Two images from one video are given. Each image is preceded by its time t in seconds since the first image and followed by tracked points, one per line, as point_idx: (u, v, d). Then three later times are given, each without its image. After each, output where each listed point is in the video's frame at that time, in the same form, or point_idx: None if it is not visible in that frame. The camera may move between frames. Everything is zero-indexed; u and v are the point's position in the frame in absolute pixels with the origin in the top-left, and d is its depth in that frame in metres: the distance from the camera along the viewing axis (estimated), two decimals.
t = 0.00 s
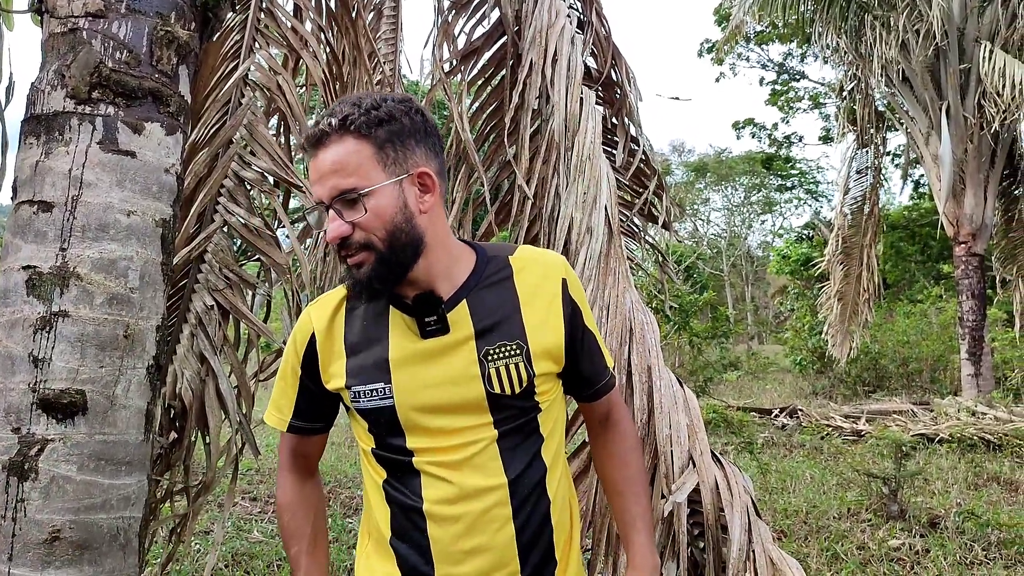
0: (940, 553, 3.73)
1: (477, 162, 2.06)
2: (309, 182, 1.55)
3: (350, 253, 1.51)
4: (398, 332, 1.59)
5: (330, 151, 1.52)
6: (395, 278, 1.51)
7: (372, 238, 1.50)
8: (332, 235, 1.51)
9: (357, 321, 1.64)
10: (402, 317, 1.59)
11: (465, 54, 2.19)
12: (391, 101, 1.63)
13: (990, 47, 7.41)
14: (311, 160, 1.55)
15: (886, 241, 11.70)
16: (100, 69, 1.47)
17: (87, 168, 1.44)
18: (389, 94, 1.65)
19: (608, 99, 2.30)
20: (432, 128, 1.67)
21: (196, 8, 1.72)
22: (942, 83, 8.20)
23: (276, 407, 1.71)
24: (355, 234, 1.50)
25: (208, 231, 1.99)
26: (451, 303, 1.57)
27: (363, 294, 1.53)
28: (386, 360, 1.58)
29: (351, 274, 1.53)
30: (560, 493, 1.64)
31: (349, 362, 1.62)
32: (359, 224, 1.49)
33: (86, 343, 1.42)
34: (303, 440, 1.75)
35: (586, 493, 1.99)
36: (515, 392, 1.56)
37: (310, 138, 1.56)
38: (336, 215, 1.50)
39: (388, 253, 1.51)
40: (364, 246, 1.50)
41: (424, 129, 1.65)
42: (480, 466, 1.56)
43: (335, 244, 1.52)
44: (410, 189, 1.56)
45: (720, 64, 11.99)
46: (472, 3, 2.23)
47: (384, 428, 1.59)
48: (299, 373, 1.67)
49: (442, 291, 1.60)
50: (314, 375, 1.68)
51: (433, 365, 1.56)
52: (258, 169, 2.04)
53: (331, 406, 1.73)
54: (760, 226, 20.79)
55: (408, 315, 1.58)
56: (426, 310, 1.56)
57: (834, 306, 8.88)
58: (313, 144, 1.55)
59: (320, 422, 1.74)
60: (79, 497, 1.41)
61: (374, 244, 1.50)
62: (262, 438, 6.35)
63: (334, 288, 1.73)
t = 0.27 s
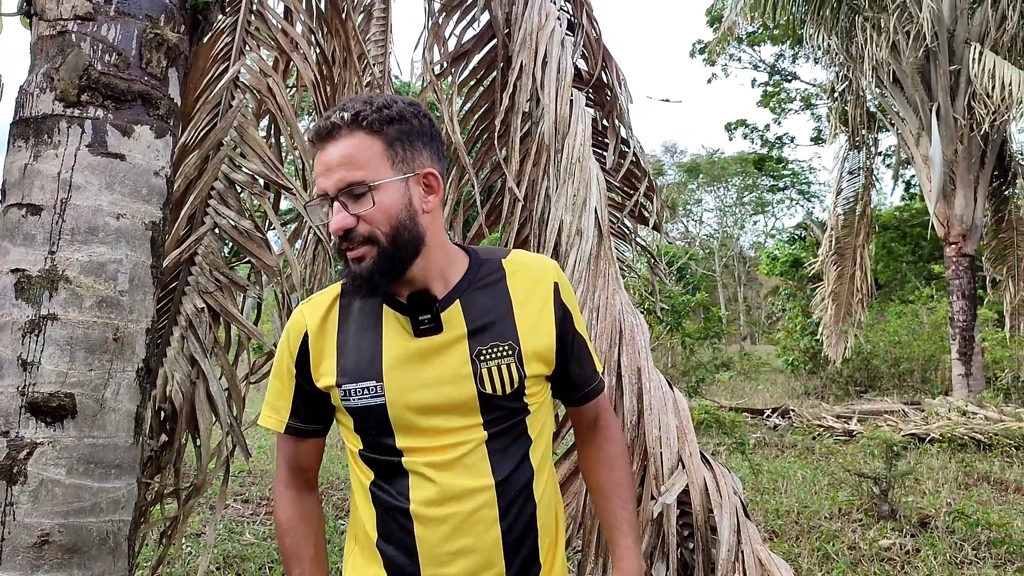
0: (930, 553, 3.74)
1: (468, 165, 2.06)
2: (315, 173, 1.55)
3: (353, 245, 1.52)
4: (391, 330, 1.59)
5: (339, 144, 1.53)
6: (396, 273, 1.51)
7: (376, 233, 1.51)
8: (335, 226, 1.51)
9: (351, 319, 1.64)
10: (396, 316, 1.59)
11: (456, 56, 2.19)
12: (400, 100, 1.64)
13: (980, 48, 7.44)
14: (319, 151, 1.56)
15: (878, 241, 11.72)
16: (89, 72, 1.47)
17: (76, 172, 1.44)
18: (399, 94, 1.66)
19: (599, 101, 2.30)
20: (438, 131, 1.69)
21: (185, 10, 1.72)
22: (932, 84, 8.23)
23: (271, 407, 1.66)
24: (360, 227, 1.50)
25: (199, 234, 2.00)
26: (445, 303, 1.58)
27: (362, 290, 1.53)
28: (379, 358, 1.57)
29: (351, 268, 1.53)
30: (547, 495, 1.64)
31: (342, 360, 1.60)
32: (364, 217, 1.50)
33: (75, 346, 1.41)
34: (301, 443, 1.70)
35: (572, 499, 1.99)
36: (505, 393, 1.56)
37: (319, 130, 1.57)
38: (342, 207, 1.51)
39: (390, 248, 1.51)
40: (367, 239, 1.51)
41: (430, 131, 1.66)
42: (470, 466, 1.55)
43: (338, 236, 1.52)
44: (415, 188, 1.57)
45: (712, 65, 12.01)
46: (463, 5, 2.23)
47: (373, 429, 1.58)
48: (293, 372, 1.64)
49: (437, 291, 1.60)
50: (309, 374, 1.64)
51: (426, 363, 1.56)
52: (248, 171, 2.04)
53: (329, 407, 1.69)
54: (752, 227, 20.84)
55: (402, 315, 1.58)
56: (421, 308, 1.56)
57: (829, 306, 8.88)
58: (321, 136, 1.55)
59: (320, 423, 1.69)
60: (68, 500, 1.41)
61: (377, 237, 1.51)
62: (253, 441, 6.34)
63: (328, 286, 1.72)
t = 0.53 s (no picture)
0: (921, 554, 3.75)
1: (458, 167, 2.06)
2: (359, 142, 1.60)
3: (393, 214, 1.56)
4: (381, 326, 1.59)
5: (397, 118, 1.61)
6: (430, 251, 1.57)
7: (417, 210, 1.58)
8: (382, 192, 1.56)
9: (339, 314, 1.64)
10: (388, 311, 1.60)
11: (446, 58, 2.20)
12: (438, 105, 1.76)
13: (971, 49, 7.46)
14: (366, 123, 1.62)
15: (871, 242, 11.74)
16: (78, 74, 1.46)
17: (65, 174, 1.43)
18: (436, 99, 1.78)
19: (590, 103, 2.30)
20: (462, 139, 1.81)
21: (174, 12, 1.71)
22: (924, 86, 8.25)
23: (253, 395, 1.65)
24: (407, 198, 1.57)
25: (189, 236, 1.99)
26: (438, 299, 1.59)
27: (392, 259, 1.55)
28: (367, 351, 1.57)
29: (383, 235, 1.56)
30: (532, 498, 1.62)
31: (330, 352, 1.60)
32: (413, 190, 1.57)
33: (64, 349, 1.41)
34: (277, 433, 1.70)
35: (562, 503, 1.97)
36: (492, 392, 1.56)
37: (369, 105, 1.63)
38: (391, 176, 1.57)
39: (427, 227, 1.58)
40: (409, 212, 1.57)
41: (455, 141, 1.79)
42: (454, 465, 1.54)
43: (380, 203, 1.57)
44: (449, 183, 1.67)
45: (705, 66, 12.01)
46: (454, 8, 2.23)
47: (358, 427, 1.57)
48: (278, 362, 1.63)
49: (433, 286, 1.62)
50: (294, 365, 1.63)
51: (414, 358, 1.56)
52: (239, 173, 2.03)
53: (309, 399, 1.68)
54: (745, 228, 20.89)
55: (393, 310, 1.59)
56: (412, 303, 1.57)
57: (824, 307, 8.88)
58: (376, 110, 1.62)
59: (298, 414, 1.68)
60: (56, 503, 1.40)
61: (417, 213, 1.57)
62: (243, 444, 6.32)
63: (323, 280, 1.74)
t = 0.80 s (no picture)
0: (913, 554, 3.75)
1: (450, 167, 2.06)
2: (400, 131, 1.64)
3: (430, 203, 1.60)
4: (381, 319, 1.60)
5: (440, 117, 1.67)
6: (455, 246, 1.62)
7: (451, 206, 1.62)
8: (423, 181, 1.61)
9: (341, 307, 1.64)
10: (389, 305, 1.61)
11: (438, 59, 2.20)
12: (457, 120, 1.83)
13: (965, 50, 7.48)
14: (407, 117, 1.67)
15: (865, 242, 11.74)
16: (68, 75, 1.45)
17: (55, 174, 1.43)
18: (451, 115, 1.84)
19: (582, 103, 2.30)
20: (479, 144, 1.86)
21: (165, 12, 1.71)
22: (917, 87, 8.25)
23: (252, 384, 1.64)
24: (444, 191, 1.62)
25: (180, 237, 1.98)
26: (440, 297, 1.61)
27: (424, 246, 1.57)
28: (367, 343, 1.57)
29: (417, 222, 1.58)
30: (514, 500, 1.62)
31: (327, 340, 1.59)
32: (451, 186, 1.63)
33: (53, 350, 1.40)
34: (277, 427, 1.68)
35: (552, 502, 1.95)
36: (483, 393, 1.56)
37: (409, 100, 1.69)
38: (433, 168, 1.62)
39: (456, 222, 1.62)
40: (444, 205, 1.61)
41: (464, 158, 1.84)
42: (439, 463, 1.53)
43: (418, 191, 1.60)
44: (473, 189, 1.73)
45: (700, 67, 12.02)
46: (445, 8, 2.23)
47: (347, 422, 1.57)
48: (277, 351, 1.62)
49: (438, 284, 1.63)
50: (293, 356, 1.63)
51: (411, 352, 1.56)
52: (231, 173, 2.04)
53: (308, 393, 1.66)
54: (740, 228, 20.92)
55: (396, 304, 1.60)
56: (415, 297, 1.58)
57: (819, 307, 8.88)
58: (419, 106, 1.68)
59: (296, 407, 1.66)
60: (46, 504, 1.40)
61: (451, 207, 1.62)
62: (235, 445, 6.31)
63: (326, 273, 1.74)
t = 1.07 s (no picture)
0: (906, 552, 3.76)
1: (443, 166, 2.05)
2: (421, 131, 1.63)
3: (447, 207, 1.61)
4: (381, 316, 1.59)
5: (458, 121, 1.68)
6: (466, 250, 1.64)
7: (465, 212, 1.64)
8: (442, 185, 1.61)
9: (339, 302, 1.63)
10: (389, 303, 1.61)
11: (431, 57, 2.19)
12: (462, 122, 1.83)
13: (958, 49, 7.49)
14: (427, 117, 1.66)
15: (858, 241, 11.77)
16: (59, 72, 1.45)
17: (45, 172, 1.42)
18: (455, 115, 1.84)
19: (576, 102, 2.30)
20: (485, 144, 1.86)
21: (157, 9, 1.69)
22: (910, 86, 8.26)
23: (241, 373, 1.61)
24: (461, 197, 1.63)
25: (172, 236, 1.97)
26: (440, 297, 1.60)
27: (442, 251, 1.58)
28: (365, 338, 1.56)
29: (434, 224, 1.58)
30: (506, 501, 1.62)
31: (325, 334, 1.59)
32: (467, 191, 1.64)
33: (44, 349, 1.40)
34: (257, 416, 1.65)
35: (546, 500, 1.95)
36: (481, 394, 1.56)
37: (428, 100, 1.67)
38: (452, 172, 1.62)
39: (468, 228, 1.64)
40: (459, 211, 1.62)
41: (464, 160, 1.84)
42: (434, 462, 1.53)
43: (437, 194, 1.61)
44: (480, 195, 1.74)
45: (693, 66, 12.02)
46: (439, 6, 2.22)
47: (341, 419, 1.56)
48: (271, 341, 1.60)
49: (439, 284, 1.63)
50: (287, 348, 1.61)
51: (410, 349, 1.56)
52: (223, 172, 2.02)
53: (297, 386, 1.65)
54: (734, 227, 20.95)
55: (396, 302, 1.60)
56: (417, 295, 1.58)
57: (813, 306, 8.88)
58: (439, 108, 1.68)
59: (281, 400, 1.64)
60: (36, 504, 1.39)
61: (465, 213, 1.64)
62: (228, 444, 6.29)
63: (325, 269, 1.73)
